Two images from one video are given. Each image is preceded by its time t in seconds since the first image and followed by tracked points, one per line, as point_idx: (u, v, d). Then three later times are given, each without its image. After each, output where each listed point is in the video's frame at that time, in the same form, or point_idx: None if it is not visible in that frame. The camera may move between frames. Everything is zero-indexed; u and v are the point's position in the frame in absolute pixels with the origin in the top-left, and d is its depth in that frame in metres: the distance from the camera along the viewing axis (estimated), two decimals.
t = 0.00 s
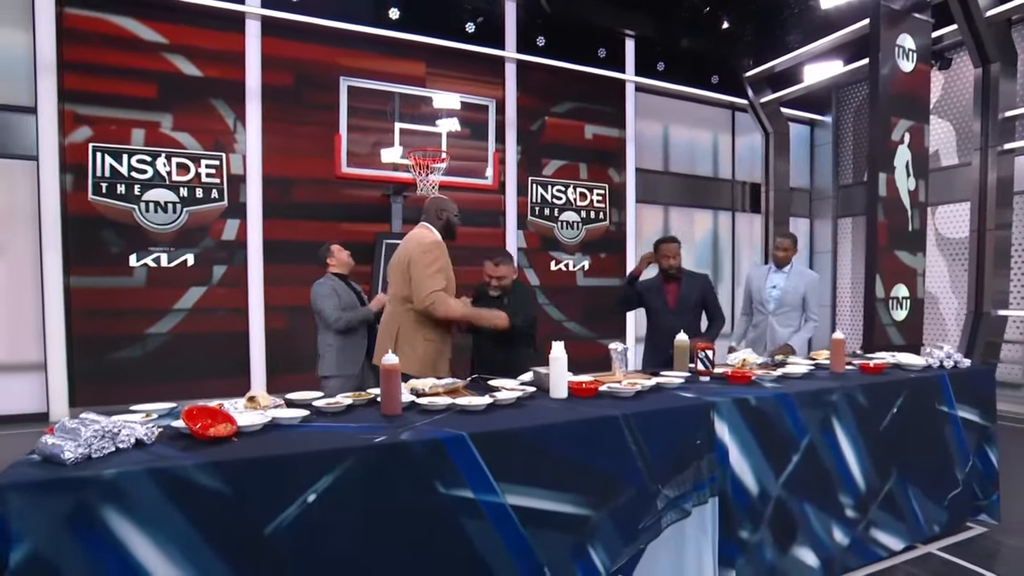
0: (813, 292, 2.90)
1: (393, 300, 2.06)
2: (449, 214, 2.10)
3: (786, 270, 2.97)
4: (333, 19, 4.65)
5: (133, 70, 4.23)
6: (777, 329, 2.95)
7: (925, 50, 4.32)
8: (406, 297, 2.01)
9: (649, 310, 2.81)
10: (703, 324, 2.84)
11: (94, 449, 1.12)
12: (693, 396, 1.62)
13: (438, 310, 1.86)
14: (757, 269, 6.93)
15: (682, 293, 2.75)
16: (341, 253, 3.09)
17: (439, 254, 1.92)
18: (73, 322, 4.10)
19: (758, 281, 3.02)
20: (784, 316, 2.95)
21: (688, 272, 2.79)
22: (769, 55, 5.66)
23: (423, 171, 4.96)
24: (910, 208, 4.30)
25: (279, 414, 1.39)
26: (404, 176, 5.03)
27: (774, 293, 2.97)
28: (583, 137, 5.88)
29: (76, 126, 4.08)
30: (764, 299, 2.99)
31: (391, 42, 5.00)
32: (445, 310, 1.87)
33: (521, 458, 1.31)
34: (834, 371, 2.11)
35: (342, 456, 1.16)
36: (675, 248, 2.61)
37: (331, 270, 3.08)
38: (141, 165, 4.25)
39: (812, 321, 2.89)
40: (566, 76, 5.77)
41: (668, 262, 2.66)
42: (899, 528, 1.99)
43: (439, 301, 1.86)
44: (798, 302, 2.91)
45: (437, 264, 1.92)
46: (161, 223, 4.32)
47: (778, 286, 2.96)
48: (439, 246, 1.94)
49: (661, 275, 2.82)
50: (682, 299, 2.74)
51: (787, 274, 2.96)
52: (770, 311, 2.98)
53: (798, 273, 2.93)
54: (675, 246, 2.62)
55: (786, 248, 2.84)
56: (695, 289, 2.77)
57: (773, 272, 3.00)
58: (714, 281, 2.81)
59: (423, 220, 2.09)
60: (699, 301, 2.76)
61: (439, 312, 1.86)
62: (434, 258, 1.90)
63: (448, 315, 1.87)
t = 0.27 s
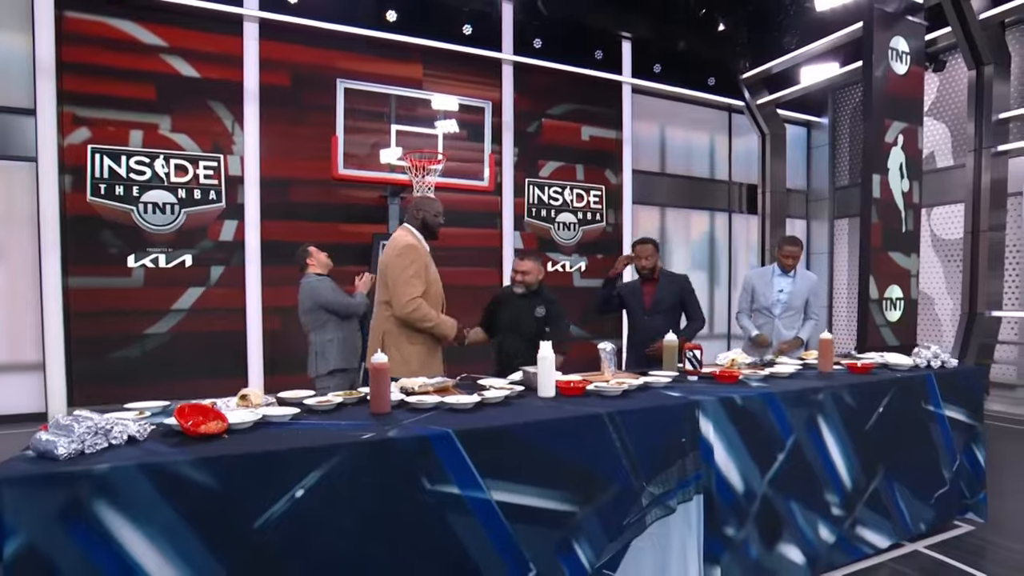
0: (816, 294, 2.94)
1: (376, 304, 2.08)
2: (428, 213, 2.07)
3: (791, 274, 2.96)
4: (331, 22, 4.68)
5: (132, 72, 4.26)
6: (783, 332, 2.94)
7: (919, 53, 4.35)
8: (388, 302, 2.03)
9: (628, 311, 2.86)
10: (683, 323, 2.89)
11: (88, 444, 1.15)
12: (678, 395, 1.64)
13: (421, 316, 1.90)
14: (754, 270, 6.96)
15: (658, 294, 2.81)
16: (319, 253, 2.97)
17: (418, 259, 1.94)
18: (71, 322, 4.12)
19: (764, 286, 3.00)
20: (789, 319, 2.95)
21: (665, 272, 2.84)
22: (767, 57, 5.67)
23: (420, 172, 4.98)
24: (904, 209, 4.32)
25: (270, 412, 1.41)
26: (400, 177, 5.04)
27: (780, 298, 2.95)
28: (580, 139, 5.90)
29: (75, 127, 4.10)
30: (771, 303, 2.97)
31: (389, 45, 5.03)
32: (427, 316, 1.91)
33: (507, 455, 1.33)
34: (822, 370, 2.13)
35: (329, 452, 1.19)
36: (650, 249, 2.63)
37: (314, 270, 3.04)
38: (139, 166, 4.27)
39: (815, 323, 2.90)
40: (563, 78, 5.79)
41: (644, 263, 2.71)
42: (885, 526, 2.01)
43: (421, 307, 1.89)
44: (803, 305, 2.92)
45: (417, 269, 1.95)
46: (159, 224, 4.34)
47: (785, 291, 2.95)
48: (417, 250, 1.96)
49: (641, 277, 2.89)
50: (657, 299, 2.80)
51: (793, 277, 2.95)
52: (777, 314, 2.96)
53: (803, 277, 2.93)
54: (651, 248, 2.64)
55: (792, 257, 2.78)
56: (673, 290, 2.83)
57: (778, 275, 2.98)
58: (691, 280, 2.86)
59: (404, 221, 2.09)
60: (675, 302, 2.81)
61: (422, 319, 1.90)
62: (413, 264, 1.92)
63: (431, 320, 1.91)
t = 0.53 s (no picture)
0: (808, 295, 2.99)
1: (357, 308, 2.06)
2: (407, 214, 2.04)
3: (786, 275, 2.98)
4: (326, 25, 4.72)
5: (128, 75, 4.28)
6: (778, 333, 2.98)
7: (908, 55, 4.38)
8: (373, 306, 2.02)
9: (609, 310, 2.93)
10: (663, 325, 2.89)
11: (78, 442, 1.17)
12: (662, 394, 1.67)
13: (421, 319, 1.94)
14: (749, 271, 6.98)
15: (637, 295, 2.85)
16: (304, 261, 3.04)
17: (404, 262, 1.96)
18: (67, 324, 4.14)
19: (761, 287, 2.98)
20: (784, 320, 2.99)
21: (649, 274, 2.88)
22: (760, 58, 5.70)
23: (413, 174, 5.15)
24: (894, 210, 4.34)
25: (259, 410, 1.43)
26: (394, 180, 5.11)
27: (777, 299, 2.97)
28: (575, 141, 5.92)
29: (71, 130, 4.12)
30: (769, 305, 2.97)
31: (384, 48, 5.06)
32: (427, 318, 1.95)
33: (492, 453, 1.35)
34: (808, 370, 2.16)
35: (315, 450, 1.21)
36: (633, 246, 2.79)
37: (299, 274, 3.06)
38: (135, 169, 4.29)
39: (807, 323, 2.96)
40: (557, 81, 5.82)
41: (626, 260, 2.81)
42: (870, 523, 2.04)
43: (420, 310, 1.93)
44: (795, 306, 2.97)
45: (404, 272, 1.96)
46: (155, 226, 4.36)
47: (781, 292, 2.97)
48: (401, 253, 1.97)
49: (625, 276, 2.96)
50: (636, 300, 2.85)
51: (786, 278, 2.99)
52: (774, 316, 2.98)
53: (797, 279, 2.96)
54: (636, 246, 2.78)
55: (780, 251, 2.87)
56: (654, 291, 2.86)
57: (774, 276, 2.99)
58: (672, 282, 2.87)
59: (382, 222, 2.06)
60: (653, 303, 2.83)
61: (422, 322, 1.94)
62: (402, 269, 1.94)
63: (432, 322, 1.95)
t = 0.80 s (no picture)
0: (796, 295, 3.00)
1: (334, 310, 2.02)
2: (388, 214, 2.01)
3: (772, 276, 3.01)
4: (322, 28, 4.76)
5: (125, 76, 4.31)
6: (766, 334, 3.01)
7: (900, 59, 4.42)
8: (353, 307, 1.97)
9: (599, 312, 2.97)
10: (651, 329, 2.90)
11: (67, 436, 1.18)
12: (645, 393, 1.69)
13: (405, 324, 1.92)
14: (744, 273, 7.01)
15: (624, 297, 2.88)
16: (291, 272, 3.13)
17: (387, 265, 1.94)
18: (63, 324, 4.16)
19: (747, 287, 3.04)
20: (772, 321, 3.01)
21: (638, 276, 2.90)
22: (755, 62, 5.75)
23: (408, 176, 5.18)
24: (886, 213, 4.37)
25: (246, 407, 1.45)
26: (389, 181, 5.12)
27: (763, 300, 3.00)
28: (571, 143, 5.95)
29: (68, 131, 4.15)
30: (755, 306, 3.01)
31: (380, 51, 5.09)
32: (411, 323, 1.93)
33: (474, 449, 1.38)
34: (793, 371, 2.18)
35: (299, 445, 1.23)
36: (622, 246, 2.84)
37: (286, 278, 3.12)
38: (132, 170, 4.32)
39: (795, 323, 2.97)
40: (553, 84, 5.85)
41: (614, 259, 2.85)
42: (854, 522, 2.06)
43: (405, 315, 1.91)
44: (783, 307, 2.99)
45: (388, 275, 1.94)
46: (152, 227, 4.39)
47: (767, 293, 3.00)
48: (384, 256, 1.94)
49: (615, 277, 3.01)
50: (622, 302, 2.88)
51: (772, 280, 3.01)
52: (761, 317, 3.01)
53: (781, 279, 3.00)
54: (625, 247, 2.83)
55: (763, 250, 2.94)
56: (640, 293, 2.86)
57: (760, 278, 3.03)
58: (661, 285, 2.86)
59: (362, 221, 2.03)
60: (639, 305, 2.84)
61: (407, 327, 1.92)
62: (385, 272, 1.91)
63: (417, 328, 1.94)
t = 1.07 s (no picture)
0: (782, 293, 2.98)
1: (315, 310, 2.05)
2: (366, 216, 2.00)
3: (753, 277, 3.05)
4: (323, 30, 4.79)
5: (126, 76, 4.34)
6: (752, 334, 3.01)
7: (898, 64, 4.43)
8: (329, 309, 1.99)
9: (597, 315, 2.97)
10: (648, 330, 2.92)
11: (56, 429, 1.19)
12: (632, 393, 1.70)
13: (365, 338, 1.87)
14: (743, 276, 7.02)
15: (621, 298, 2.89)
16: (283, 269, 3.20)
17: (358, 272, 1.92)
18: (63, 322, 4.18)
19: (730, 289, 3.10)
20: (758, 321, 3.02)
21: (637, 277, 2.91)
22: (755, 66, 5.76)
23: (406, 177, 5.18)
24: (884, 217, 4.37)
25: (235, 403, 1.47)
26: (387, 184, 5.12)
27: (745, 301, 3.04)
28: (570, 145, 5.96)
29: (69, 130, 4.18)
30: (738, 307, 3.05)
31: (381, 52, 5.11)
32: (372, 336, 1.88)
33: (458, 446, 1.39)
34: (783, 372, 2.19)
35: (285, 439, 1.25)
36: (620, 247, 2.83)
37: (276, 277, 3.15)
38: (133, 169, 4.35)
39: (785, 321, 2.94)
40: (553, 86, 5.87)
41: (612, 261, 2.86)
42: (842, 524, 2.07)
43: (365, 328, 1.87)
44: (769, 308, 2.99)
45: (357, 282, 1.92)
46: (152, 226, 4.41)
47: (749, 294, 3.04)
48: (356, 262, 1.93)
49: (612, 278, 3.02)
50: (620, 303, 2.88)
51: (754, 280, 3.05)
52: (746, 318, 3.03)
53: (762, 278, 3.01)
54: (623, 249, 2.82)
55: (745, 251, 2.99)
56: (638, 294, 2.87)
57: (741, 279, 3.08)
58: (658, 286, 2.87)
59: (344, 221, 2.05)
60: (636, 306, 2.85)
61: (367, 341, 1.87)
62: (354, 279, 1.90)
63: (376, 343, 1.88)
